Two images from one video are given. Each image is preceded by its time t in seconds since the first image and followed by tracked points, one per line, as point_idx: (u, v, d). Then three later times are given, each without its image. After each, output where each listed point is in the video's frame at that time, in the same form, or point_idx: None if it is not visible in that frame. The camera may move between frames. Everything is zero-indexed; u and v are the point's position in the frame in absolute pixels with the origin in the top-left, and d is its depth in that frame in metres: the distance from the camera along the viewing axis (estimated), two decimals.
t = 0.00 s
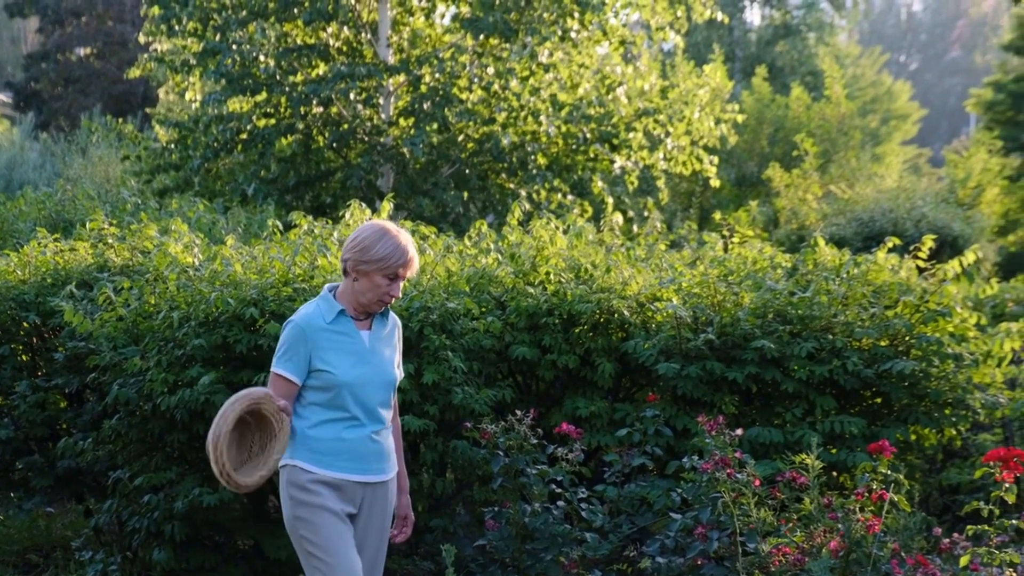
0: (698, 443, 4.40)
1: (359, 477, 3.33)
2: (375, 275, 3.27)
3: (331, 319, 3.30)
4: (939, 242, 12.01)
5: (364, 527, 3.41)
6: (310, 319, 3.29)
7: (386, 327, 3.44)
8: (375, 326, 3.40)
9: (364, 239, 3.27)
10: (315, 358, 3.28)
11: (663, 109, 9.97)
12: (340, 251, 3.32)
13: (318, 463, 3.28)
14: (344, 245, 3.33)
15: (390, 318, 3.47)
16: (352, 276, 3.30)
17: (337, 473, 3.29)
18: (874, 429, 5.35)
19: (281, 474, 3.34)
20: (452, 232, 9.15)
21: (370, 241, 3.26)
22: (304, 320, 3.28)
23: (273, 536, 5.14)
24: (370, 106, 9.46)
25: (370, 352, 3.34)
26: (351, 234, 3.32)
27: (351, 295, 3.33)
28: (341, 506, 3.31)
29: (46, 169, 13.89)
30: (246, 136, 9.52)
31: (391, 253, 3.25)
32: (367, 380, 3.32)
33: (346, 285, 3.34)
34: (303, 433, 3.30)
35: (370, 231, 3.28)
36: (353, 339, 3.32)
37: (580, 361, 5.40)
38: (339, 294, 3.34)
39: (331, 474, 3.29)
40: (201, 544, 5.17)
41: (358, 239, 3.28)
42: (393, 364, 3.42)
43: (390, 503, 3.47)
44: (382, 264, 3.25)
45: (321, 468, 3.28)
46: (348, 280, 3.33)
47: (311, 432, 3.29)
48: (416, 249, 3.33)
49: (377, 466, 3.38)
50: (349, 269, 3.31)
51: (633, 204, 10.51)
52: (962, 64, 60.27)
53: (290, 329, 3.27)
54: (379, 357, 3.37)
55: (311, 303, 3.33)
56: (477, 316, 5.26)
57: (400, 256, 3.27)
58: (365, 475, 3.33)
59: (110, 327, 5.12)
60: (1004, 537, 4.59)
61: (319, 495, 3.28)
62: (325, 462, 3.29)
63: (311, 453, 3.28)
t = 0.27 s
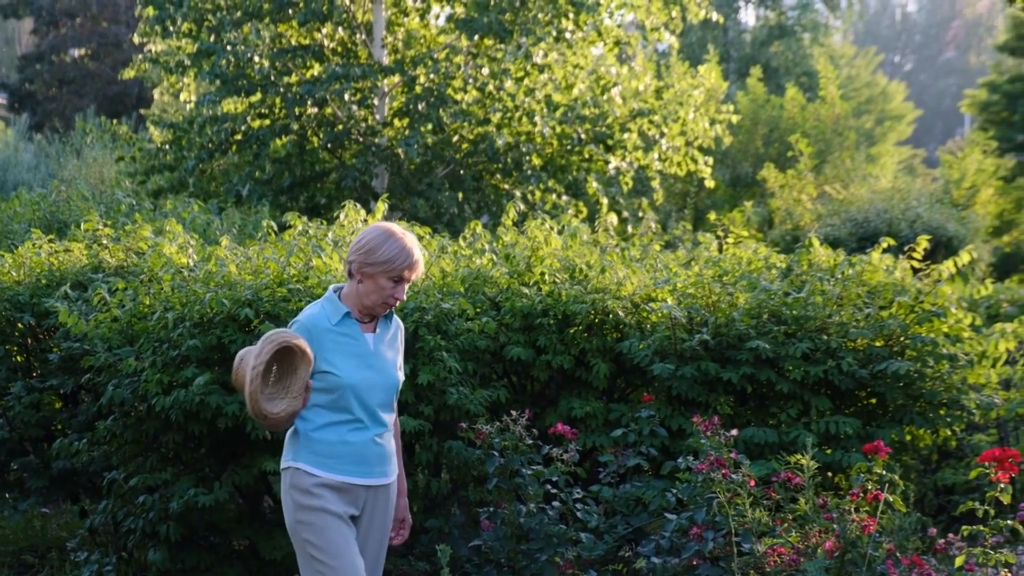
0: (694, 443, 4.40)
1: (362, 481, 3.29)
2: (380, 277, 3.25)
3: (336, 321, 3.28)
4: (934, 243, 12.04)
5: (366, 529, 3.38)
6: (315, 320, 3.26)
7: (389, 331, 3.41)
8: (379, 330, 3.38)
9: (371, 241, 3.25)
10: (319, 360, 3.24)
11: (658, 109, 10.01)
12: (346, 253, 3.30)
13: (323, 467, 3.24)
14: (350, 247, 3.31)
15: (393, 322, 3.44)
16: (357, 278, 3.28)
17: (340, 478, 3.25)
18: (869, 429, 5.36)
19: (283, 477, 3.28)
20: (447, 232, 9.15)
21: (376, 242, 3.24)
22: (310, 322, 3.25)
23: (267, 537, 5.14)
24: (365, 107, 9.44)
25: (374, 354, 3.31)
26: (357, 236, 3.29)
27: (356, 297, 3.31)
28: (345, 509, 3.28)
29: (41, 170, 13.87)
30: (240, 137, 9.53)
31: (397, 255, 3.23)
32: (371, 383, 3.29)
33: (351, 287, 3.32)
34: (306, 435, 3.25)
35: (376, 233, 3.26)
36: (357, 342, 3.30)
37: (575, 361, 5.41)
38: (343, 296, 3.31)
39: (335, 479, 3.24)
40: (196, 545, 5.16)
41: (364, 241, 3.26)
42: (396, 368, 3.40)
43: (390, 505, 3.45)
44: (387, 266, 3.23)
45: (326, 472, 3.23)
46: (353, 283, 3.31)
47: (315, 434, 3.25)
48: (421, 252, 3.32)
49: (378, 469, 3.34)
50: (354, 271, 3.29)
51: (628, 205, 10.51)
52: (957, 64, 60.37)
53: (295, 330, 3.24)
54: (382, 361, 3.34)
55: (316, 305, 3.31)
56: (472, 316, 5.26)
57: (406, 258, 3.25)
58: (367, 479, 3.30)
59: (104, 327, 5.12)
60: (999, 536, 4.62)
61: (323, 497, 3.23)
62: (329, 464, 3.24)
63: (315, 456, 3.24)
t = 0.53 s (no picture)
0: (689, 442, 4.39)
1: (371, 485, 3.19)
2: (388, 279, 3.11)
3: (344, 323, 3.14)
4: (930, 241, 12.06)
5: (374, 534, 3.29)
6: (324, 323, 3.11)
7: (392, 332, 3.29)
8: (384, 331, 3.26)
9: (379, 241, 3.10)
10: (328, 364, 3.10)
11: (653, 108, 10.04)
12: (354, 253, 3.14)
13: (334, 473, 3.12)
14: (357, 247, 3.16)
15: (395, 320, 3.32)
16: (364, 279, 3.14)
17: (352, 483, 3.15)
18: (864, 428, 5.37)
19: (291, 482, 3.16)
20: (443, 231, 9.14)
21: (383, 244, 3.09)
22: (318, 325, 3.10)
23: (263, 535, 5.13)
24: (360, 105, 9.46)
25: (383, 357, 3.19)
26: (366, 236, 3.14)
27: (362, 298, 3.18)
28: (355, 515, 3.18)
29: (36, 168, 13.86)
30: (236, 135, 9.49)
31: (405, 257, 3.09)
32: (380, 386, 3.18)
33: (357, 288, 3.18)
34: (314, 440, 3.12)
35: (384, 233, 3.11)
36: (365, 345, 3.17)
37: (571, 360, 5.41)
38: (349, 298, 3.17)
39: (346, 485, 3.14)
40: (191, 543, 5.16)
41: (371, 241, 3.12)
42: (401, 369, 3.29)
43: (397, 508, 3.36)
44: (396, 268, 3.09)
45: (337, 478, 3.12)
46: (359, 283, 3.17)
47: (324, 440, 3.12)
48: (427, 253, 3.17)
49: (387, 472, 3.25)
50: (361, 272, 3.15)
51: (623, 203, 10.51)
52: (953, 63, 60.44)
53: (304, 334, 3.08)
54: (389, 363, 3.23)
55: (323, 306, 3.15)
56: (468, 314, 5.27)
57: (414, 260, 3.11)
58: (377, 483, 3.20)
59: (100, 325, 5.12)
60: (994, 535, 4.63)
61: (335, 504, 3.13)
62: (339, 470, 3.13)
63: (325, 462, 3.12)
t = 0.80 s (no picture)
0: (684, 439, 4.40)
1: (384, 486, 3.20)
2: (394, 276, 3.10)
3: (351, 322, 3.13)
4: (925, 239, 12.09)
5: (385, 536, 3.29)
6: (332, 323, 3.10)
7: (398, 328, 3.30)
8: (391, 328, 3.26)
9: (384, 239, 3.09)
10: (338, 364, 3.10)
11: (649, 105, 9.96)
12: (360, 251, 3.13)
13: (346, 473, 3.13)
14: (361, 244, 3.14)
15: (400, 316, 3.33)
16: (369, 277, 3.12)
17: (365, 484, 3.15)
18: (859, 426, 5.38)
19: (302, 483, 3.17)
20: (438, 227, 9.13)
21: (387, 240, 3.08)
22: (326, 325, 3.09)
23: (258, 532, 5.13)
24: (356, 102, 9.44)
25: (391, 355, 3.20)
26: (370, 233, 3.12)
27: (368, 296, 3.17)
28: (366, 515, 3.18)
29: (31, 164, 13.83)
30: (232, 131, 9.49)
31: (409, 253, 3.08)
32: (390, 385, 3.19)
33: (363, 286, 3.17)
34: (327, 441, 3.12)
35: (387, 230, 3.10)
36: (374, 343, 3.17)
37: (566, 357, 5.42)
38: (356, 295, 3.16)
39: (359, 485, 3.15)
40: (186, 540, 5.16)
41: (375, 239, 3.10)
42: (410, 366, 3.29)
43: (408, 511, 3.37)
44: (401, 264, 3.08)
45: (350, 478, 3.13)
46: (364, 282, 3.16)
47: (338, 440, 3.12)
48: (431, 247, 3.16)
49: (399, 472, 3.26)
50: (366, 270, 3.13)
51: (619, 200, 10.50)
52: (948, 62, 60.49)
53: (313, 335, 3.07)
54: (398, 360, 3.24)
55: (329, 306, 3.14)
56: (463, 311, 5.28)
57: (418, 255, 3.10)
58: (389, 483, 3.21)
59: (95, 321, 5.11)
60: (988, 533, 4.65)
61: (346, 504, 3.14)
62: (352, 470, 3.13)
63: (338, 462, 3.12)
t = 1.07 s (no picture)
0: (680, 436, 4.42)
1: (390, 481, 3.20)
2: (397, 269, 3.10)
3: (356, 316, 3.13)
4: (920, 236, 12.11)
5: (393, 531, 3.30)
6: (336, 317, 3.10)
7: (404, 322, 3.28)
8: (396, 321, 3.25)
9: (386, 231, 3.09)
10: (344, 358, 3.09)
11: (644, 103, 10.00)
12: (362, 245, 3.13)
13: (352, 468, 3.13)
14: (363, 238, 3.14)
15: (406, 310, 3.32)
16: (372, 271, 3.12)
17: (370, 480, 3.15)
18: (855, 422, 5.39)
19: (309, 475, 3.18)
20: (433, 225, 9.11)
21: (389, 233, 3.09)
22: (331, 320, 3.09)
23: (254, 529, 5.13)
24: (351, 99, 9.42)
25: (398, 347, 3.19)
26: (371, 227, 3.13)
27: (372, 290, 3.16)
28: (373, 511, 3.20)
29: (26, 163, 13.81)
30: (227, 129, 9.46)
31: (412, 245, 3.08)
32: (398, 378, 3.17)
33: (366, 281, 3.16)
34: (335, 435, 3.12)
35: (389, 223, 3.10)
36: (379, 336, 3.16)
37: (561, 354, 5.42)
38: (360, 289, 3.16)
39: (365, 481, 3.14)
40: (182, 537, 5.16)
41: (376, 232, 3.10)
42: (417, 359, 3.29)
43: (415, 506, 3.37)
44: (404, 257, 3.08)
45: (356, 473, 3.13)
46: (367, 276, 3.15)
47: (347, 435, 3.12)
48: (434, 239, 3.16)
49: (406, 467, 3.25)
50: (369, 263, 3.13)
51: (614, 197, 10.50)
52: (943, 58, 60.52)
53: (318, 330, 3.07)
54: (405, 353, 3.22)
55: (333, 301, 3.14)
56: (458, 309, 5.29)
57: (421, 247, 3.10)
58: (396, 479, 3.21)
59: (90, 319, 5.12)
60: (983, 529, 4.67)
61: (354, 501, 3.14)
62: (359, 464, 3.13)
63: (344, 456, 3.12)
